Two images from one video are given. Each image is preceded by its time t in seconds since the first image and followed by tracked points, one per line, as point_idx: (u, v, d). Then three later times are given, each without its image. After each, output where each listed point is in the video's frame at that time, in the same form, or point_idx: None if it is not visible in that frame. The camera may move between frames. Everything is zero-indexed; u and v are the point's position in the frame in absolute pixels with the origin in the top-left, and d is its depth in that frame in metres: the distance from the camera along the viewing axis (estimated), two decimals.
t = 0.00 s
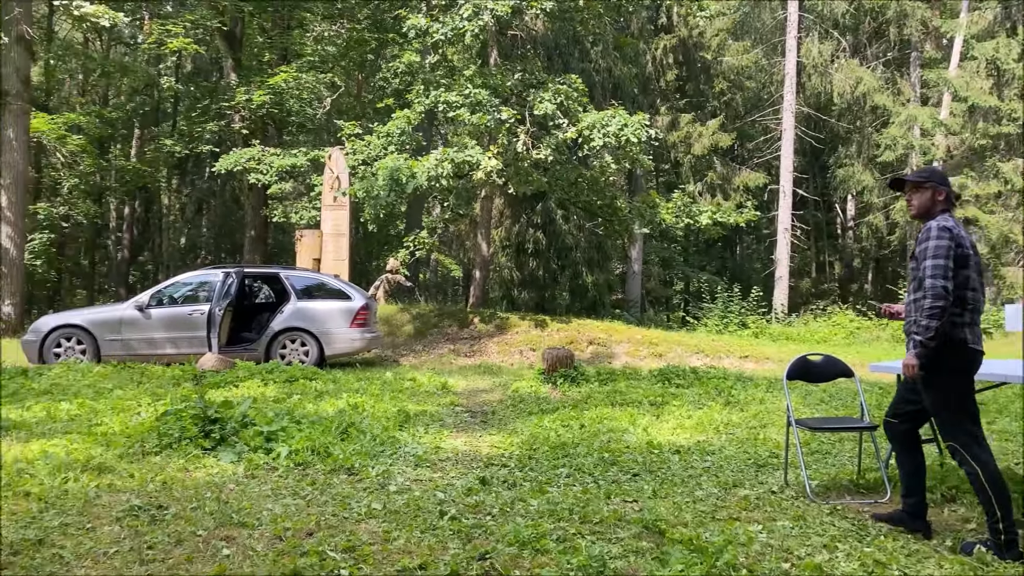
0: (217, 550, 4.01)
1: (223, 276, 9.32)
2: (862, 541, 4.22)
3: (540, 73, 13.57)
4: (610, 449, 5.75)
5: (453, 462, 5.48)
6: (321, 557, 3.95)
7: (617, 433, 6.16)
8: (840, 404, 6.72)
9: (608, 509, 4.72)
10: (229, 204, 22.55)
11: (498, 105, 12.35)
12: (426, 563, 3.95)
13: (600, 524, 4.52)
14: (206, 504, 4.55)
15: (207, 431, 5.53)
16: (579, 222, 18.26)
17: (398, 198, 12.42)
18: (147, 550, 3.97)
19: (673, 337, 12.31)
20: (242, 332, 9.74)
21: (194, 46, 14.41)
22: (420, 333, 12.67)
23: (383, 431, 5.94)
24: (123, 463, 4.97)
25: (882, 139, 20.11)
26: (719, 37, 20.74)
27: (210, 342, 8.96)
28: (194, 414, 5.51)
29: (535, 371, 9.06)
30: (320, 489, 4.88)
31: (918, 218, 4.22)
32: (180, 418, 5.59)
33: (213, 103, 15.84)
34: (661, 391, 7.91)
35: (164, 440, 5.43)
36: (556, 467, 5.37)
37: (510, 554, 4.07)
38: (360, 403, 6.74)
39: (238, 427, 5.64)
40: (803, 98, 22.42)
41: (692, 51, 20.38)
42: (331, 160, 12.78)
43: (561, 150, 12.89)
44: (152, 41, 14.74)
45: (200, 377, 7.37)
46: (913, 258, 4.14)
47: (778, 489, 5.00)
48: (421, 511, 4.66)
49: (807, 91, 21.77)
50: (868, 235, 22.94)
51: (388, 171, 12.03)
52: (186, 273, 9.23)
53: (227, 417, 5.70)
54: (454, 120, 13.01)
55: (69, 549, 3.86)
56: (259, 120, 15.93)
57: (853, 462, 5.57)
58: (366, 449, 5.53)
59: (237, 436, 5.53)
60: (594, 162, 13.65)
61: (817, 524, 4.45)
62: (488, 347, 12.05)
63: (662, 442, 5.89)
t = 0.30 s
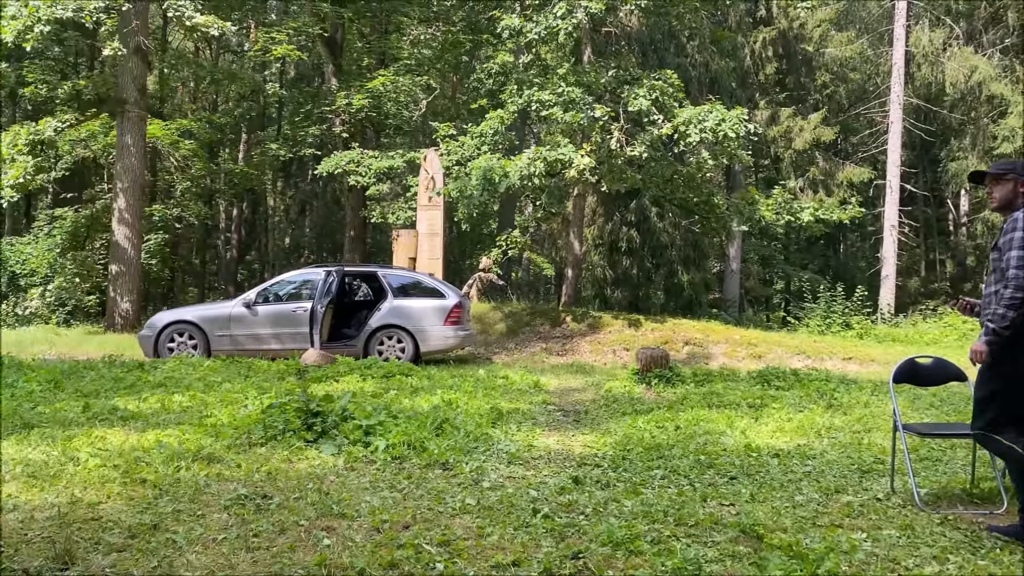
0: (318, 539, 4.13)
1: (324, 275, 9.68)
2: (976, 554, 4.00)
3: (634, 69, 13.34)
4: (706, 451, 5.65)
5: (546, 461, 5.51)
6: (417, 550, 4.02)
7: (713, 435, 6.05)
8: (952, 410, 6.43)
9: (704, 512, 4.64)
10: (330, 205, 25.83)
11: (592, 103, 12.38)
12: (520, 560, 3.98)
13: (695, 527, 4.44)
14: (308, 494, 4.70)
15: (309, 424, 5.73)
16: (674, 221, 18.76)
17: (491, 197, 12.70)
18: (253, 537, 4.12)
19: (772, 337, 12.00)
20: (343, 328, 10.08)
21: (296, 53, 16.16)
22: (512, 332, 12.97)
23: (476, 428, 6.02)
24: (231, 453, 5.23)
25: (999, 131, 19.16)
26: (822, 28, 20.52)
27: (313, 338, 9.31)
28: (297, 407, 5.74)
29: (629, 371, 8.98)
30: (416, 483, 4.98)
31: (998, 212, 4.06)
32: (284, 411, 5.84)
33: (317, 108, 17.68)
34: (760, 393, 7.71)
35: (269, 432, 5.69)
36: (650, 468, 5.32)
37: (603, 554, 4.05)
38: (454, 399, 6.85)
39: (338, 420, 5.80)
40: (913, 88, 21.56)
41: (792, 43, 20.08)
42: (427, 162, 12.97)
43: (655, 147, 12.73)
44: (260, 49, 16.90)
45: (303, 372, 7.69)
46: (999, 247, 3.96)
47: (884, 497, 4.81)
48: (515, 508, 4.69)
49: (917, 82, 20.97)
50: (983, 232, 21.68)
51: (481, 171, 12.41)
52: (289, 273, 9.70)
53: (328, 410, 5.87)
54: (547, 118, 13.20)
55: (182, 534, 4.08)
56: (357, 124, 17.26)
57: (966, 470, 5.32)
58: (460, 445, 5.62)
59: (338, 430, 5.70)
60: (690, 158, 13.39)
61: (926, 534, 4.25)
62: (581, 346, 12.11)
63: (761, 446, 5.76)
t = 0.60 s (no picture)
0: (384, 535, 4.17)
1: (389, 274, 9.92)
2: None
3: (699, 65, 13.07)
4: (775, 454, 5.54)
5: (610, 461, 5.48)
6: (481, 548, 4.03)
7: (781, 438, 5.93)
8: None
9: (772, 516, 4.53)
10: (396, 206, 27.12)
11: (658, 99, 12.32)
12: (584, 560, 3.93)
13: (763, 531, 4.33)
14: (374, 491, 4.76)
15: (375, 421, 5.81)
16: (742, 218, 19.02)
17: (554, 196, 12.82)
18: (320, 532, 4.19)
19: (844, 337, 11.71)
20: (407, 327, 10.26)
21: (363, 56, 17.03)
22: (576, 331, 13.12)
23: (539, 427, 6.02)
24: (300, 449, 5.33)
25: None
26: (896, 19, 20.19)
27: (379, 337, 9.53)
28: (363, 405, 5.83)
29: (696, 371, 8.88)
30: (480, 481, 5.00)
31: None
32: (351, 408, 5.95)
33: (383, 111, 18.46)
34: (831, 395, 7.52)
35: (336, 428, 5.80)
36: (716, 471, 5.24)
37: (668, 557, 3.98)
38: (517, 398, 6.89)
39: (403, 418, 5.87)
40: (995, 80, 20.85)
41: (865, 35, 19.72)
42: (490, 162, 13.41)
43: (722, 143, 12.58)
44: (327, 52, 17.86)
45: (369, 369, 7.85)
46: None
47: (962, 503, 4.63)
48: (578, 508, 4.66)
49: (999, 73, 20.24)
50: None
51: (544, 171, 12.48)
52: (356, 273, 10.03)
53: (393, 408, 5.95)
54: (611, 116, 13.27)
55: (252, 527, 4.17)
56: (421, 125, 18.28)
57: None
58: (524, 443, 5.63)
59: (402, 427, 5.77)
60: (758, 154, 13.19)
61: (1007, 543, 4.05)
62: (645, 346, 12.13)
63: (832, 449, 5.61)
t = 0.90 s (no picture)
0: (434, 533, 4.19)
1: (438, 274, 10.10)
2: None
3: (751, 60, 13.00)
4: (829, 456, 5.45)
5: (660, 462, 5.44)
6: (531, 547, 4.02)
7: (836, 439, 5.82)
8: None
9: (827, 519, 4.43)
10: (445, 206, 28.07)
11: (708, 96, 12.28)
12: (634, 561, 3.89)
13: (818, 534, 4.24)
14: (424, 488, 4.80)
15: (425, 419, 5.88)
16: (795, 216, 19.18)
17: (603, 194, 12.84)
18: (372, 529, 4.23)
19: (902, 337, 11.44)
20: (457, 326, 10.36)
21: (412, 58, 17.27)
22: (625, 331, 13.15)
23: (588, 427, 6.00)
24: (352, 447, 5.41)
25: None
26: (955, 11, 19.87)
27: (428, 336, 9.71)
28: (413, 403, 5.90)
29: (749, 371, 8.79)
30: (529, 480, 5.00)
31: None
32: (401, 406, 6.02)
33: (432, 112, 19.27)
34: (887, 396, 7.35)
35: (386, 426, 5.87)
36: (770, 473, 5.18)
37: (720, 558, 3.91)
38: (566, 398, 6.89)
39: (452, 416, 5.92)
40: None
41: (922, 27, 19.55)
42: (538, 160, 13.92)
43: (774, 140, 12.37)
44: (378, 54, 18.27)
45: (420, 368, 7.94)
46: None
47: None
48: (628, 509, 4.63)
49: None
50: None
51: (593, 169, 12.58)
52: (407, 272, 10.21)
53: (443, 407, 6.01)
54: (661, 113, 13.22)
55: (305, 523, 4.23)
56: (470, 125, 18.82)
57: None
58: (572, 443, 5.63)
59: (451, 426, 5.82)
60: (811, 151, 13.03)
61: None
62: (697, 346, 12.06)
63: (889, 451, 5.49)
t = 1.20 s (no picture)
0: (471, 531, 4.20)
1: (474, 273, 10.15)
2: None
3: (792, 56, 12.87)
4: (872, 457, 5.36)
5: (699, 463, 5.39)
6: (568, 546, 4.00)
7: (880, 440, 5.72)
8: None
9: (869, 521, 4.34)
10: (480, 204, 28.46)
11: (747, 92, 12.13)
12: (672, 561, 3.85)
13: (860, 536, 4.15)
14: (461, 486, 4.81)
15: (462, 417, 5.91)
16: (836, 212, 18.94)
17: (641, 192, 12.79)
18: (410, 526, 4.25)
19: (947, 336, 11.19)
20: (492, 325, 10.39)
21: (448, 57, 17.31)
22: (663, 329, 13.08)
23: (626, 426, 5.97)
24: (390, 444, 5.45)
25: None
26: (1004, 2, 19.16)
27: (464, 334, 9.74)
28: (450, 401, 5.93)
29: (788, 371, 8.67)
30: (566, 479, 4.99)
31: None
32: (438, 405, 6.05)
33: (468, 112, 19.40)
34: (933, 396, 7.20)
35: (424, 424, 5.91)
36: (811, 474, 5.11)
37: (760, 560, 3.86)
38: (604, 397, 6.87)
39: (489, 415, 5.95)
40: None
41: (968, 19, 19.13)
42: (574, 159, 13.83)
43: (815, 136, 12.24)
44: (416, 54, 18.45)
45: (456, 366, 7.97)
46: None
47: None
48: (666, 509, 4.59)
49: None
50: None
51: (629, 166, 12.53)
52: (443, 270, 10.29)
53: (479, 406, 6.04)
54: (699, 109, 13.15)
55: (344, 520, 4.26)
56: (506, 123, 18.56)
57: None
58: (610, 443, 5.60)
59: (488, 424, 5.84)
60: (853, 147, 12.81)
61: None
62: (736, 345, 11.96)
63: (935, 453, 5.39)
